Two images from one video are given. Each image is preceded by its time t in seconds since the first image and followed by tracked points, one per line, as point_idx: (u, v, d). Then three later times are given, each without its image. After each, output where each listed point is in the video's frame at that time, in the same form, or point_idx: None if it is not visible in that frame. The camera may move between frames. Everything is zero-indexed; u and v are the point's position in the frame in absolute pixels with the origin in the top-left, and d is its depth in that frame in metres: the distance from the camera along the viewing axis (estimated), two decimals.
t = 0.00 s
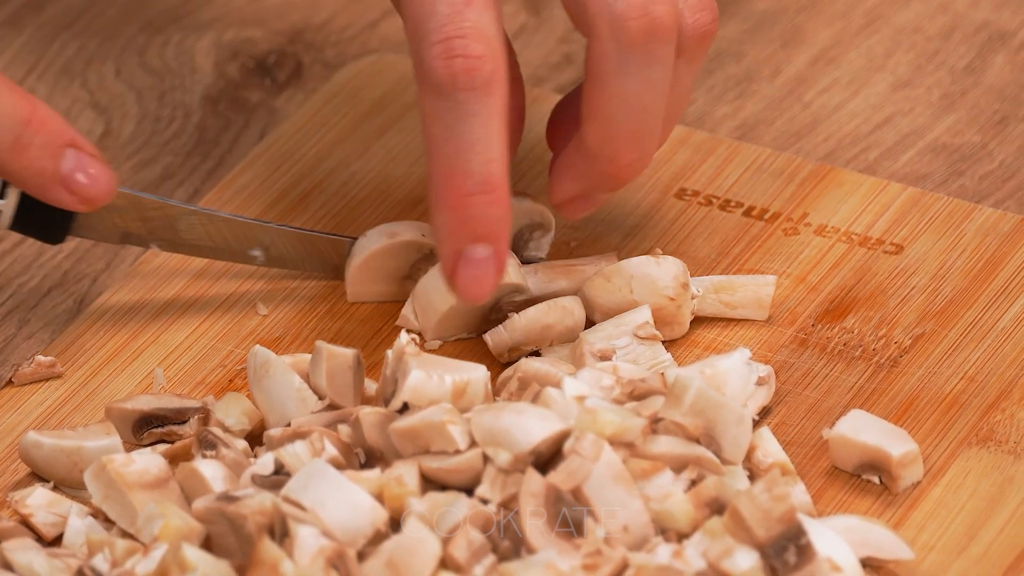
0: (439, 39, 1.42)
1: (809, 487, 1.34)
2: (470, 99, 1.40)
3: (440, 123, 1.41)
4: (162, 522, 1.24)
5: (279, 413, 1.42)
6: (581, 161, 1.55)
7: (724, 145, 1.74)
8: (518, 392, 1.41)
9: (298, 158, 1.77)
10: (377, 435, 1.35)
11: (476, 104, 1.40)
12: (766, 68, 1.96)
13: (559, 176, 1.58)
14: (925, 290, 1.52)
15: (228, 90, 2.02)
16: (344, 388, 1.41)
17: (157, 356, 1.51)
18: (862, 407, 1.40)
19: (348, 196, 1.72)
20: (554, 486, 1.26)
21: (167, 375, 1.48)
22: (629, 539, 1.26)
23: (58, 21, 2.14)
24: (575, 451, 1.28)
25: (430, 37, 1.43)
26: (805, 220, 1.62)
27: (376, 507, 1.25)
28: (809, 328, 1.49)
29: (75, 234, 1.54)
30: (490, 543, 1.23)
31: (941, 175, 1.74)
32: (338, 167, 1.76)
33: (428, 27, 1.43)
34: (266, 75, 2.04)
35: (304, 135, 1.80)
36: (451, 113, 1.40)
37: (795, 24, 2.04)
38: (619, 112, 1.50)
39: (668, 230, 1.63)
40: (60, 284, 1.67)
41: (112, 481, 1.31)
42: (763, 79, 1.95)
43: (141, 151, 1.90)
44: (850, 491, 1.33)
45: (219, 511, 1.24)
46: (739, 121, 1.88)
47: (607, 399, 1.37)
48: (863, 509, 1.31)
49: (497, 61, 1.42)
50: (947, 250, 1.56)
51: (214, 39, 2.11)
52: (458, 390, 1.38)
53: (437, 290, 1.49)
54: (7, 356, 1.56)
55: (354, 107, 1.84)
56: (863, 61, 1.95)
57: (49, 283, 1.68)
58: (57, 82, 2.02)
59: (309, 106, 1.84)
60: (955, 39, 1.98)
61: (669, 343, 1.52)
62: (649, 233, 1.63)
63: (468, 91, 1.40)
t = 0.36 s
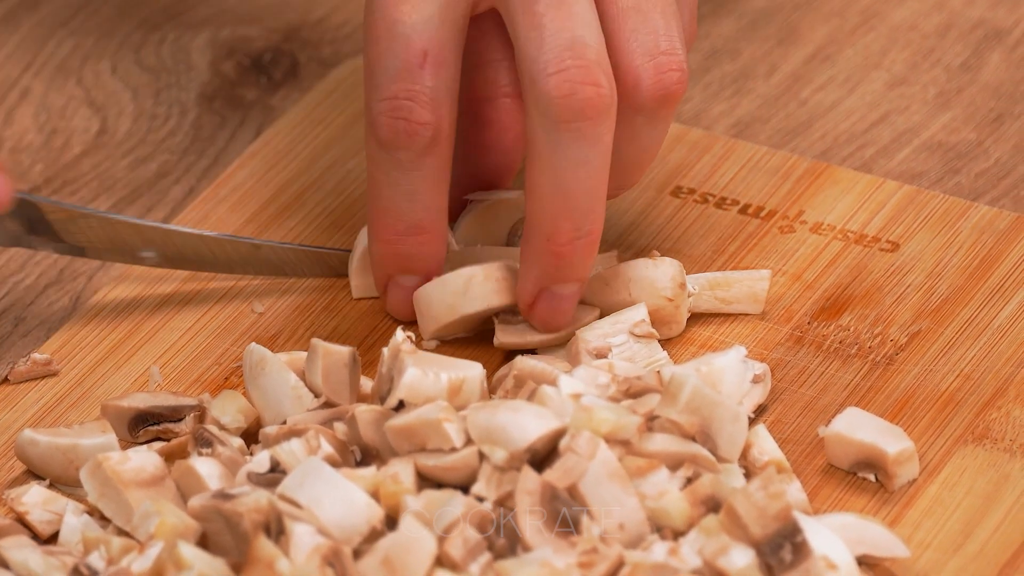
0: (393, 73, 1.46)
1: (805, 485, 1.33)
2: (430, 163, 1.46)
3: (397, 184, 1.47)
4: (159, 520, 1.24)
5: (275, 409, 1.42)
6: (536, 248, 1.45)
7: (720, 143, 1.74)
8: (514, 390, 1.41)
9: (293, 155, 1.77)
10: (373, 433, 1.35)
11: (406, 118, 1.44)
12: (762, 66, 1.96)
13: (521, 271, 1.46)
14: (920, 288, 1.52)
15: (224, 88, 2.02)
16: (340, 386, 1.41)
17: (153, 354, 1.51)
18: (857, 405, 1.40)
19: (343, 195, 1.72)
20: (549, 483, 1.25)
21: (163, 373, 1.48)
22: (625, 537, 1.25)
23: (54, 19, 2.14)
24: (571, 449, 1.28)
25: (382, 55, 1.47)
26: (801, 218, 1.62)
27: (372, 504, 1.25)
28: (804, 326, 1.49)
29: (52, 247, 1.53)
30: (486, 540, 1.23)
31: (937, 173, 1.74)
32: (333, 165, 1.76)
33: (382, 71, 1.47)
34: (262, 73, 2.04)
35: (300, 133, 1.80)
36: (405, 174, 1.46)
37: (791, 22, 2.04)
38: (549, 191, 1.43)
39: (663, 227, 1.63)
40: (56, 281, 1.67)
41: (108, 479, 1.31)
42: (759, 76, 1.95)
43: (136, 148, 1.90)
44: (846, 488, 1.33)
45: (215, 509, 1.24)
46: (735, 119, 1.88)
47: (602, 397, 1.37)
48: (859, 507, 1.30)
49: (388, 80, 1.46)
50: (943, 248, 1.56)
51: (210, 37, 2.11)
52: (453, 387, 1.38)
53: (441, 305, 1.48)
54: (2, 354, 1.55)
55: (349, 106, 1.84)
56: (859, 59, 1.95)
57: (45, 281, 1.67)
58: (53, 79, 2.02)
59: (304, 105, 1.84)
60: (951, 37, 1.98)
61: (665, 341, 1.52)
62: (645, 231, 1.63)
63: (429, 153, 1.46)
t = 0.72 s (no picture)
0: (533, 59, 1.38)
1: (801, 483, 1.33)
2: (569, 177, 1.43)
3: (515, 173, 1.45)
4: (154, 518, 1.23)
5: (271, 408, 1.42)
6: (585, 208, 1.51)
7: (716, 140, 1.74)
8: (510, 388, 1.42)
9: (289, 153, 1.77)
10: (369, 430, 1.35)
11: (542, 122, 1.41)
12: (758, 64, 1.96)
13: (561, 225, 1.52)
14: (916, 286, 1.52)
15: (220, 86, 2.02)
16: (335, 383, 1.41)
17: (149, 352, 1.51)
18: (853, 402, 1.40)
19: (339, 192, 1.72)
20: (545, 481, 1.25)
21: (159, 371, 1.49)
22: (621, 535, 1.26)
23: (50, 17, 2.14)
24: (567, 447, 1.27)
25: (513, 44, 1.40)
26: (796, 216, 1.62)
27: (368, 502, 1.24)
28: (800, 324, 1.49)
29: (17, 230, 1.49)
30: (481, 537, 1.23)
31: (933, 170, 1.74)
32: (330, 162, 1.76)
33: (508, 57, 1.42)
34: (258, 71, 2.04)
35: (296, 132, 1.80)
36: (524, 171, 1.44)
37: (787, 19, 2.04)
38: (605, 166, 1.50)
39: (660, 225, 1.64)
40: (51, 279, 1.67)
41: (104, 476, 1.31)
42: (755, 74, 1.95)
43: (132, 146, 1.90)
44: (842, 486, 1.33)
45: (211, 507, 1.23)
46: (731, 117, 1.88)
47: (597, 394, 1.37)
48: (854, 505, 1.31)
49: (533, 68, 1.39)
50: (939, 245, 1.56)
51: (206, 35, 2.11)
52: (449, 385, 1.38)
53: (452, 277, 1.50)
54: None
55: (344, 103, 1.84)
56: (855, 57, 1.95)
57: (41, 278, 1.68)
58: (49, 78, 2.02)
59: (300, 103, 1.84)
60: (947, 34, 1.98)
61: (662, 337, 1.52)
62: (641, 229, 1.64)
63: (572, 169, 1.42)
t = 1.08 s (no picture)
0: (592, 24, 1.51)
1: (796, 481, 1.33)
2: (608, 141, 1.53)
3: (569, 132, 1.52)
4: (150, 516, 1.24)
5: (267, 405, 1.42)
6: (656, 171, 1.57)
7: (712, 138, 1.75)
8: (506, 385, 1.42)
9: (284, 151, 1.77)
10: (365, 429, 1.35)
11: (585, 59, 1.52)
12: (754, 61, 1.96)
13: (644, 181, 1.56)
14: (912, 283, 1.52)
15: (216, 84, 2.02)
16: (331, 381, 1.41)
17: (145, 350, 1.51)
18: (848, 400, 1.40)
19: (334, 190, 1.72)
20: (540, 479, 1.25)
21: (155, 369, 1.49)
22: (617, 532, 1.26)
23: (45, 15, 2.14)
24: (563, 445, 1.27)
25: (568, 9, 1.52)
26: (792, 213, 1.62)
27: (364, 500, 1.24)
28: (796, 321, 1.49)
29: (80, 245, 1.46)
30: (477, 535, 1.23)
31: (929, 168, 1.74)
32: (326, 160, 1.76)
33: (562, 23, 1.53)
34: (253, 68, 2.04)
35: (292, 128, 1.80)
36: (581, 130, 1.51)
37: (783, 17, 2.04)
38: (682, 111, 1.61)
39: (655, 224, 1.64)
40: (47, 277, 1.68)
41: (100, 474, 1.31)
42: (751, 72, 1.95)
43: (128, 144, 1.90)
44: (837, 484, 1.33)
45: (207, 505, 1.23)
46: (726, 114, 1.88)
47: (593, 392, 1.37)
48: (850, 502, 1.31)
49: (591, 33, 1.51)
50: (935, 243, 1.56)
51: (202, 32, 2.11)
52: (445, 383, 1.38)
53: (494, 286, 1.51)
54: None
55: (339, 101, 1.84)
56: (850, 55, 1.95)
57: (37, 276, 1.68)
58: (45, 76, 2.02)
59: (296, 100, 1.84)
60: (943, 32, 1.98)
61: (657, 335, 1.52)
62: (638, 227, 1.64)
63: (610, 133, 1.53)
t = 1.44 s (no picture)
0: (520, 40, 1.52)
1: (792, 479, 1.33)
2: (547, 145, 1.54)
3: (501, 146, 1.51)
4: (145, 513, 1.24)
5: (264, 402, 1.42)
6: (584, 185, 1.56)
7: (707, 136, 1.75)
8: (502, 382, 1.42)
9: (280, 149, 1.77)
10: (361, 427, 1.35)
11: (513, 68, 1.52)
12: (749, 59, 1.96)
13: (573, 196, 1.55)
14: (908, 281, 1.52)
15: (211, 82, 2.02)
16: (328, 379, 1.41)
17: (141, 348, 1.51)
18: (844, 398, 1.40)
19: (330, 188, 1.72)
20: (537, 477, 1.25)
21: (150, 366, 1.49)
22: (613, 530, 1.25)
23: (41, 12, 2.13)
24: (559, 442, 1.27)
25: (500, 25, 1.53)
26: (788, 211, 1.62)
27: (359, 498, 1.24)
28: (792, 319, 1.49)
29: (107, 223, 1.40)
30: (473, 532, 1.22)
31: (925, 166, 1.74)
32: (322, 157, 1.76)
33: (492, 37, 1.54)
34: (249, 67, 2.04)
35: (287, 128, 1.80)
36: (514, 140, 1.51)
37: (779, 15, 2.04)
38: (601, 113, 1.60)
39: (651, 222, 1.65)
40: (43, 275, 1.68)
41: (97, 472, 1.31)
42: (746, 69, 1.95)
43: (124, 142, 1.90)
44: (833, 482, 1.33)
45: (203, 502, 1.23)
46: (722, 112, 1.88)
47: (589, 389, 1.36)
48: (847, 500, 1.31)
49: (521, 49, 1.52)
50: (931, 241, 1.56)
51: (198, 30, 2.11)
52: (441, 379, 1.38)
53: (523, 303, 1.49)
54: None
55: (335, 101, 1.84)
56: (846, 52, 1.95)
57: (33, 274, 1.68)
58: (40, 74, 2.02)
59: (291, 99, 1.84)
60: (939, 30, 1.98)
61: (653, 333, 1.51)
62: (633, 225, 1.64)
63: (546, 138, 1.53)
